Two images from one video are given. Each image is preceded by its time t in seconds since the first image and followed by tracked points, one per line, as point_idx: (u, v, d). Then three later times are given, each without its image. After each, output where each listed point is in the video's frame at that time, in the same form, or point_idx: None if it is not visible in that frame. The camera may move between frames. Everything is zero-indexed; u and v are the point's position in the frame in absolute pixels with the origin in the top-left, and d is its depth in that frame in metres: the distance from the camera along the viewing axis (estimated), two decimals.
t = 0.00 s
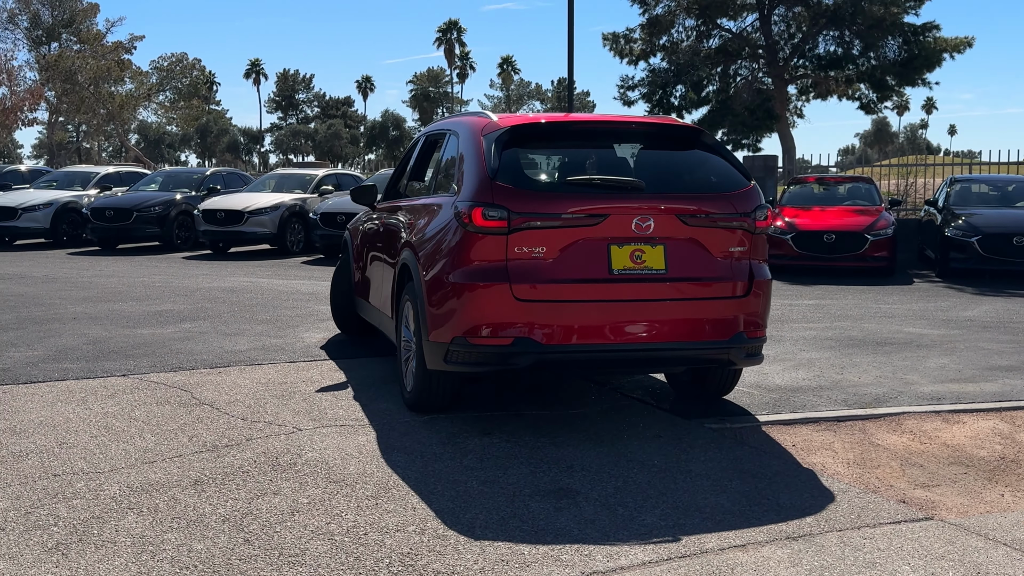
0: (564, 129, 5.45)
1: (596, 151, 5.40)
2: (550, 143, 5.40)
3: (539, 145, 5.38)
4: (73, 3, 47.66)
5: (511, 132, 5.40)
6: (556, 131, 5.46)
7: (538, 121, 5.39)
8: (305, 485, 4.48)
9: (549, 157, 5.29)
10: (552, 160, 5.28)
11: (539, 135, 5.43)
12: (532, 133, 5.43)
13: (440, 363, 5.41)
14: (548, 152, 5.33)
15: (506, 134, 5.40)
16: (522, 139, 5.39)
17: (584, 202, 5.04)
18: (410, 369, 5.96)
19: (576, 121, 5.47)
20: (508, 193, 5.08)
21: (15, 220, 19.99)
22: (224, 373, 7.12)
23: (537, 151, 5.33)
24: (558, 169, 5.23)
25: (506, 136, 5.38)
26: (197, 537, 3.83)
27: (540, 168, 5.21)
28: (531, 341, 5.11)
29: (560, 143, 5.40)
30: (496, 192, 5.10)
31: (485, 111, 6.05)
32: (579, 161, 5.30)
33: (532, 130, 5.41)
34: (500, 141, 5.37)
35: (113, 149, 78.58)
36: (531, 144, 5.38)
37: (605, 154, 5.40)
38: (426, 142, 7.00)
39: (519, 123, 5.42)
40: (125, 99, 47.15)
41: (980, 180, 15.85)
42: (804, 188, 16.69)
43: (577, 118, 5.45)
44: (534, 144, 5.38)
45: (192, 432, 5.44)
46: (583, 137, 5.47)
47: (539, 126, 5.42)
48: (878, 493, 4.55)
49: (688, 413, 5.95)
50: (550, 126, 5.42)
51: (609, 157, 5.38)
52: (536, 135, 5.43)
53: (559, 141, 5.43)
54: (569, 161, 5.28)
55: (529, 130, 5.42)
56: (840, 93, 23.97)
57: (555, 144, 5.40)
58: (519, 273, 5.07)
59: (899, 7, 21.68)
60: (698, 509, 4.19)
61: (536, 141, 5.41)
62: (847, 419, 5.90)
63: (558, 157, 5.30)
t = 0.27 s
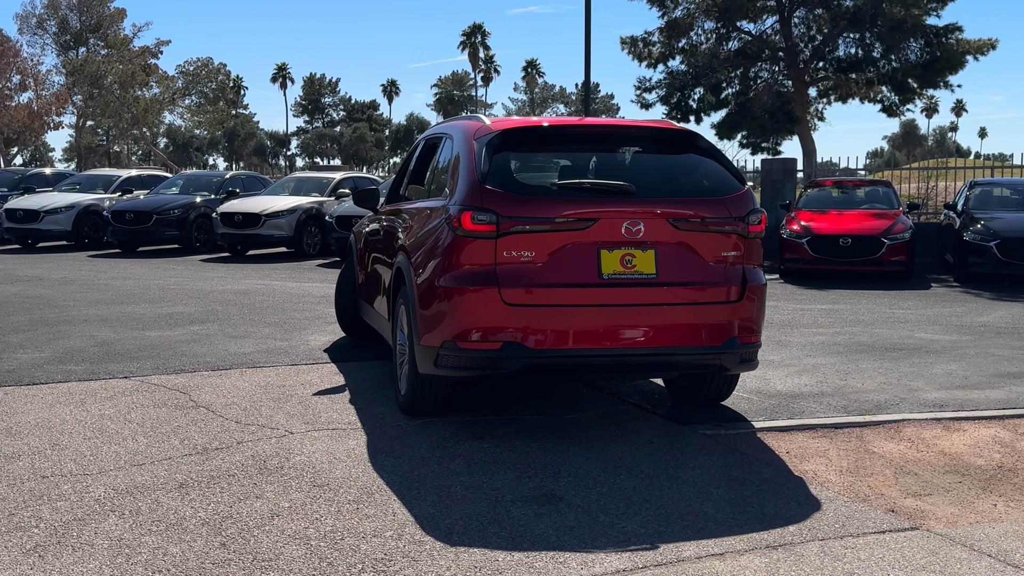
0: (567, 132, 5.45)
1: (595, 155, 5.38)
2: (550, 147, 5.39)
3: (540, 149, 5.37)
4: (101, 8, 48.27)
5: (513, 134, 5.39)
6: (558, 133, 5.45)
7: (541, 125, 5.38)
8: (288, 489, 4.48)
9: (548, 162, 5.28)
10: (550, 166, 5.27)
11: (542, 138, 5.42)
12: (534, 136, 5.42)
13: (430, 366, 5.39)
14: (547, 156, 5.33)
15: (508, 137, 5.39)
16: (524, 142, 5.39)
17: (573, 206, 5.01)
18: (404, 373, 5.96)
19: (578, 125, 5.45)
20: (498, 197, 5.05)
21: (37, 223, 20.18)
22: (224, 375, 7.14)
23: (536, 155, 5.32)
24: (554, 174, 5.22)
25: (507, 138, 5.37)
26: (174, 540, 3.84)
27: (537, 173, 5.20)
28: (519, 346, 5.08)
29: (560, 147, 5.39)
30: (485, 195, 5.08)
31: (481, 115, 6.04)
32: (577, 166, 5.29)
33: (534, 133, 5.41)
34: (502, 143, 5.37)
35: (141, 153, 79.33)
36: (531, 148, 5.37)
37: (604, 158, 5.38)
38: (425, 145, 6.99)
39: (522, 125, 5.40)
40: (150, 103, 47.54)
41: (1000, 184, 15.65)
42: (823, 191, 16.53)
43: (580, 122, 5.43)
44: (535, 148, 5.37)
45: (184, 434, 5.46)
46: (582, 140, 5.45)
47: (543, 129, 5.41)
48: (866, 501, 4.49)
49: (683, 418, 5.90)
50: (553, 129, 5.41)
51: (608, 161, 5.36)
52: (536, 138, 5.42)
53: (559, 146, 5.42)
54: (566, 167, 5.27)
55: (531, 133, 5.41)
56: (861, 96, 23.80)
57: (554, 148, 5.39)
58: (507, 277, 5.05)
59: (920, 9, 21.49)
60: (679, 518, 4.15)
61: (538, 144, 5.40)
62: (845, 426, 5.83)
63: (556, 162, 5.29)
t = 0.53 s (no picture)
0: (572, 135, 5.42)
1: (596, 158, 5.34)
2: (551, 149, 5.36)
3: (542, 150, 5.34)
4: (127, 12, 48.73)
5: (517, 134, 5.35)
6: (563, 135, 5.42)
7: (547, 126, 5.34)
8: (270, 493, 4.43)
9: (547, 164, 5.25)
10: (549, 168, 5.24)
11: (546, 139, 5.39)
12: (539, 137, 5.38)
13: (420, 371, 5.33)
14: (547, 159, 5.29)
15: (512, 137, 5.35)
16: (527, 143, 5.35)
17: (562, 208, 4.95)
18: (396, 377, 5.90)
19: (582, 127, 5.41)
20: (486, 199, 5.00)
21: (58, 225, 20.34)
22: (224, 377, 7.12)
23: (538, 156, 5.29)
24: (551, 177, 5.18)
25: (512, 138, 5.34)
26: (147, 545, 3.80)
27: (535, 175, 5.16)
28: (507, 350, 5.01)
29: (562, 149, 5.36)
30: (473, 198, 5.02)
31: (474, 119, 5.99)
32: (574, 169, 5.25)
33: (539, 133, 5.37)
34: (504, 143, 5.33)
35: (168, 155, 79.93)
36: (534, 150, 5.33)
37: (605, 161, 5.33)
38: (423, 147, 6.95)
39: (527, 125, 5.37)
40: (175, 106, 47.89)
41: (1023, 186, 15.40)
42: (842, 194, 16.32)
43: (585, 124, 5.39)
44: (538, 149, 5.33)
45: (174, 437, 5.44)
46: (583, 143, 5.42)
47: (548, 130, 5.38)
48: (858, 510, 4.39)
49: (680, 424, 5.81)
50: (551, 131, 5.37)
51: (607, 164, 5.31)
52: (539, 139, 5.38)
53: (560, 148, 5.39)
54: (564, 169, 5.24)
55: (536, 134, 5.37)
56: (884, 97, 23.57)
57: (556, 150, 5.36)
58: (496, 280, 4.99)
59: (943, 10, 21.25)
60: (662, 525, 4.07)
61: (541, 146, 5.36)
62: (845, 432, 5.72)
63: (556, 164, 5.26)
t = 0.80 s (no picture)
0: (581, 136, 5.37)
1: (599, 159, 5.29)
2: (557, 149, 5.32)
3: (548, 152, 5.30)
4: (153, 14, 49.17)
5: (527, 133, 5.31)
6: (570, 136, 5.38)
7: (556, 126, 5.29)
8: (254, 497, 4.42)
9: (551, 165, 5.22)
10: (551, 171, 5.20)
11: (539, 140, 5.34)
12: (548, 137, 5.35)
13: (412, 374, 5.30)
14: (551, 160, 5.26)
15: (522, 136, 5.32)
16: (536, 143, 5.32)
17: (552, 211, 4.90)
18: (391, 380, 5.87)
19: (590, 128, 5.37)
20: (476, 202, 4.96)
21: (80, 226, 20.52)
22: (225, 378, 7.13)
23: (531, 158, 5.24)
24: (544, 179, 5.13)
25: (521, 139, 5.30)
26: (124, 548, 3.79)
27: (527, 177, 5.11)
28: (498, 354, 4.97)
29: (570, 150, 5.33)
30: (463, 200, 4.98)
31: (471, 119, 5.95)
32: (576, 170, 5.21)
33: (547, 134, 5.33)
34: (511, 143, 5.30)
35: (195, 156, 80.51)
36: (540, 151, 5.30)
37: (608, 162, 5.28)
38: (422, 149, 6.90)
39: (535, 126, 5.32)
40: (200, 107, 48.20)
41: None
42: (862, 195, 16.14)
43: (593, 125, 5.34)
44: (531, 151, 5.29)
45: (167, 439, 5.44)
46: (591, 143, 5.38)
47: (557, 131, 5.34)
48: (849, 518, 4.31)
49: (676, 429, 5.75)
50: (545, 132, 5.33)
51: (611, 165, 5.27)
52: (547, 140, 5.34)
53: (554, 149, 5.34)
54: (556, 172, 5.19)
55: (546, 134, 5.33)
56: (907, 97, 23.35)
57: (562, 151, 5.32)
58: (486, 283, 4.95)
59: (967, 9, 21.00)
60: (645, 532, 4.01)
61: (549, 147, 5.33)
62: (844, 438, 5.63)
63: (549, 166, 5.21)
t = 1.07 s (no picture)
0: (577, 135, 5.38)
1: (603, 160, 5.29)
2: (552, 149, 5.33)
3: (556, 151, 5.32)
4: (183, 17, 49.66)
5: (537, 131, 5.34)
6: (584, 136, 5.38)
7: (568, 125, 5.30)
8: (243, 493, 4.45)
9: (554, 164, 5.23)
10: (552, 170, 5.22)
11: (536, 140, 5.35)
12: (543, 136, 5.36)
13: (406, 372, 5.31)
14: (556, 160, 5.28)
15: (532, 133, 5.35)
16: (546, 141, 5.34)
17: (545, 210, 4.90)
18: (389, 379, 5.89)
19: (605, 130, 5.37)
20: (469, 200, 4.97)
21: (106, 226, 20.75)
22: (231, 376, 7.19)
23: (526, 157, 5.24)
24: (538, 179, 5.14)
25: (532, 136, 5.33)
26: (108, 542, 3.83)
27: (522, 176, 5.12)
28: (490, 352, 4.97)
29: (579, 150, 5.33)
30: (456, 198, 4.99)
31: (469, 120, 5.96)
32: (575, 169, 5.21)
33: (559, 133, 5.35)
34: (520, 140, 5.32)
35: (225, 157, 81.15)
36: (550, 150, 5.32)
37: (612, 161, 5.28)
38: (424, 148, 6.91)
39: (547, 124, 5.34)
40: (229, 109, 48.60)
41: None
42: (885, 195, 15.97)
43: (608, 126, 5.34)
44: (527, 150, 5.29)
45: (165, 435, 5.49)
46: (600, 144, 5.38)
47: (568, 130, 5.35)
48: (837, 519, 4.27)
49: (674, 428, 5.72)
50: (541, 132, 5.33)
51: (611, 165, 5.26)
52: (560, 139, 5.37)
53: (550, 149, 5.35)
54: (552, 171, 5.20)
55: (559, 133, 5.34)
56: (934, 97, 23.13)
57: (569, 151, 5.33)
58: (479, 282, 4.95)
59: (994, 7, 20.74)
60: (628, 531, 4.00)
61: (544, 146, 5.34)
62: (843, 439, 5.58)
63: (544, 165, 5.22)
